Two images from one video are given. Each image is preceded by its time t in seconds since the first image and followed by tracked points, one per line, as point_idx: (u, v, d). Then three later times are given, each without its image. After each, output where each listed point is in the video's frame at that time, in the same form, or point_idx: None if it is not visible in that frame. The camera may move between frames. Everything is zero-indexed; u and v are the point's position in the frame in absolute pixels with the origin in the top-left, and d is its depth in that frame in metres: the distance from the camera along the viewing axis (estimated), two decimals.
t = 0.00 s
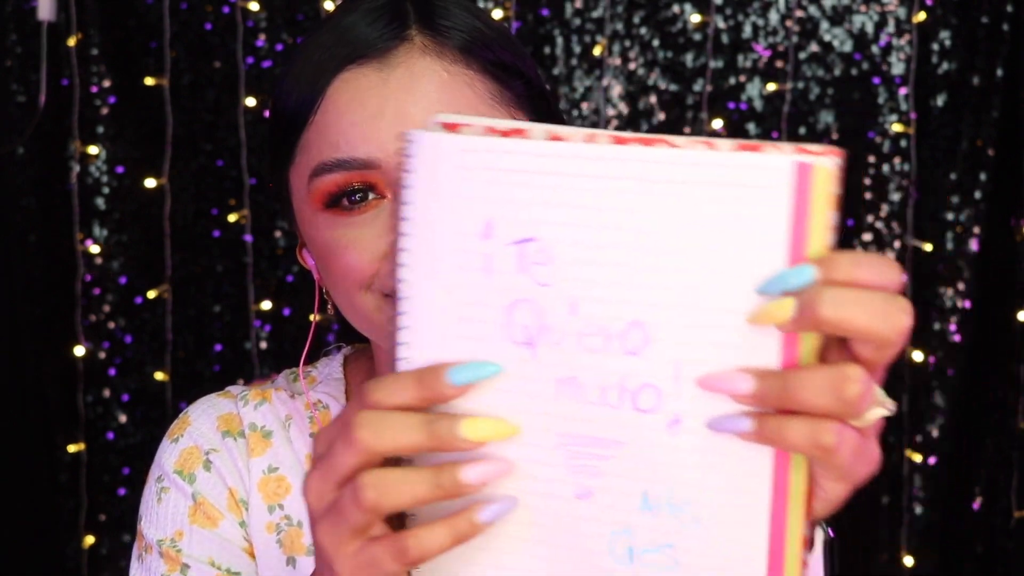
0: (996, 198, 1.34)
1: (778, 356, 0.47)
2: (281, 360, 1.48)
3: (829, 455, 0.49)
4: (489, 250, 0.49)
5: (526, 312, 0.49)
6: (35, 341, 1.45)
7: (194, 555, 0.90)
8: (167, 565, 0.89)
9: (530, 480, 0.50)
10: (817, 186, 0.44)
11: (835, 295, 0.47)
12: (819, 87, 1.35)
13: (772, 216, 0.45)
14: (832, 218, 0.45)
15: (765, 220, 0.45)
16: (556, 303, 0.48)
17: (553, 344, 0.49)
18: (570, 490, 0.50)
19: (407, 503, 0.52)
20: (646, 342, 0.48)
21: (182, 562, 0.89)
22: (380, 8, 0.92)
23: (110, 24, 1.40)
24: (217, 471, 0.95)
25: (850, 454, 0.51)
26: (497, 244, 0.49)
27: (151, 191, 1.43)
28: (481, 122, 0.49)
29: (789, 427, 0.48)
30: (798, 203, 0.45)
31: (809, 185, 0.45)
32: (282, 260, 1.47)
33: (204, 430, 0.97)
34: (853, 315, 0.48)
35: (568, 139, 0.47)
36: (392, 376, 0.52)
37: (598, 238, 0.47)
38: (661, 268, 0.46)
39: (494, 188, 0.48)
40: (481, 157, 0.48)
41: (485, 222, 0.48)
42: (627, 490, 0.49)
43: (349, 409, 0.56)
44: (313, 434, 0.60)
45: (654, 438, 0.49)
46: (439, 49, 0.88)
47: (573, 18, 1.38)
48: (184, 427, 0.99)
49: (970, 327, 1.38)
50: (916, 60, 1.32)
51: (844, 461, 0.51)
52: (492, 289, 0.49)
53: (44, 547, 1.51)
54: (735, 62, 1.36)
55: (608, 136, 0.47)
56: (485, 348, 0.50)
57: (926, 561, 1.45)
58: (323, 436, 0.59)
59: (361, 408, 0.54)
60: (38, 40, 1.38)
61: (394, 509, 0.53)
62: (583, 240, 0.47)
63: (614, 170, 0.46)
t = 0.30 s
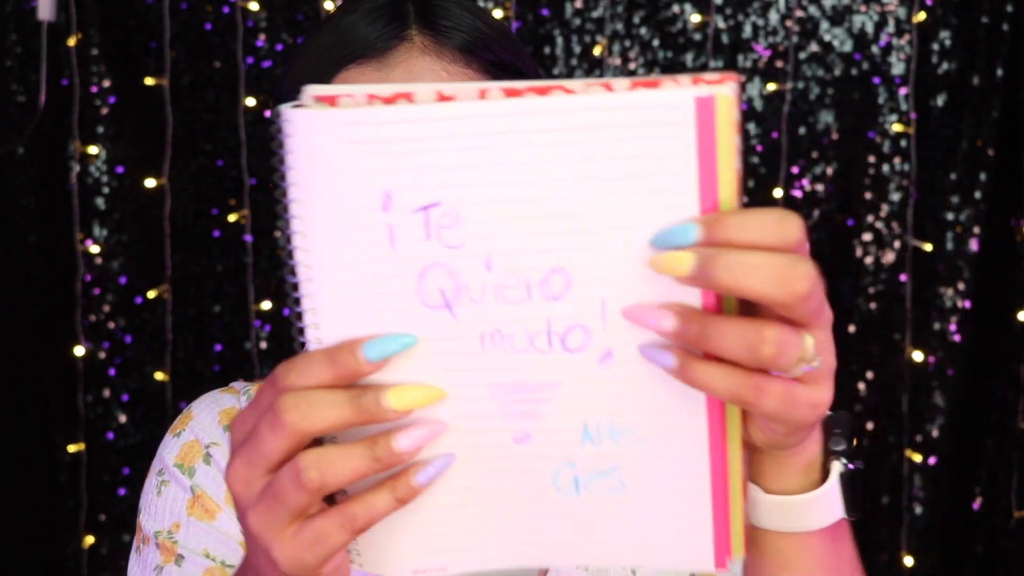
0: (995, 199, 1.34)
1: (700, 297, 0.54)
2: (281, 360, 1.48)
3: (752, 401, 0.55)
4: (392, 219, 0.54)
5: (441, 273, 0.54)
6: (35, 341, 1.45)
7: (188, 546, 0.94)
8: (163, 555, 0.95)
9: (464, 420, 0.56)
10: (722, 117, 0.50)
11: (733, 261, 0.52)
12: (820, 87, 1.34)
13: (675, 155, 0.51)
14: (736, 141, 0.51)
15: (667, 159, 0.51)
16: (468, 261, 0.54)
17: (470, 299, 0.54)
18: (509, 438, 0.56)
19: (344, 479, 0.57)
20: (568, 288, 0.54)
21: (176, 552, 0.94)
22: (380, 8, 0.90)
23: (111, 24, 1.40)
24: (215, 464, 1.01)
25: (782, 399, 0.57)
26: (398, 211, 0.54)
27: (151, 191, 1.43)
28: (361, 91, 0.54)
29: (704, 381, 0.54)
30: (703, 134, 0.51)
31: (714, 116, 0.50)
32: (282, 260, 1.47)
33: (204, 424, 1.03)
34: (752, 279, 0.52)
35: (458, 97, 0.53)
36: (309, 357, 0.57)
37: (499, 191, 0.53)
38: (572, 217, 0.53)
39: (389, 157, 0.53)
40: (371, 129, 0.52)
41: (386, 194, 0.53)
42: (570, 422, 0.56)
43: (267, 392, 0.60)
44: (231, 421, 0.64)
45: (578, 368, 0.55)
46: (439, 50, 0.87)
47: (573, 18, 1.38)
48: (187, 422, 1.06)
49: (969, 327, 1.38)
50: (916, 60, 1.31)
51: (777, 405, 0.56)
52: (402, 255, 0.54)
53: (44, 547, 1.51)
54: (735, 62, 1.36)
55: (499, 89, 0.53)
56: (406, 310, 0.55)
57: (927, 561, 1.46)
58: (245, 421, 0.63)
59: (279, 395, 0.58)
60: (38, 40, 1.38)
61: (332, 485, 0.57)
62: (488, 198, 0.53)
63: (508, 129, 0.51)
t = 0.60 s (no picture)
0: (995, 199, 1.34)
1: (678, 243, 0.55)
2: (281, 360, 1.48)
3: (595, 401, 0.56)
4: (375, 198, 0.50)
5: (429, 242, 0.52)
6: (35, 341, 1.45)
7: (196, 539, 0.99)
8: (171, 547, 0.99)
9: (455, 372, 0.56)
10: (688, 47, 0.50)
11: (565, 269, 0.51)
12: (820, 87, 1.34)
13: (651, 89, 0.50)
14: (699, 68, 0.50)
15: (644, 95, 0.50)
16: (456, 226, 0.51)
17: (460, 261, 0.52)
18: (505, 381, 0.57)
19: (365, 463, 0.55)
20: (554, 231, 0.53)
21: (185, 544, 0.98)
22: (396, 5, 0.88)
23: (110, 24, 1.39)
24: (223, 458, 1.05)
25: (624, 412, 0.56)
26: (382, 189, 0.50)
27: (151, 191, 1.44)
28: (321, 74, 0.49)
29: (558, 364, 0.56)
30: (675, 66, 0.49)
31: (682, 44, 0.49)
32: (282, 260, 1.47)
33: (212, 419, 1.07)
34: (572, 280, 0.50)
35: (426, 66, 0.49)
36: (304, 347, 0.53)
37: (483, 155, 0.50)
38: (556, 169, 0.51)
39: (364, 138, 0.48)
40: (343, 112, 0.48)
41: (366, 173, 0.49)
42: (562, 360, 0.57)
43: (260, 391, 0.57)
44: (219, 429, 0.60)
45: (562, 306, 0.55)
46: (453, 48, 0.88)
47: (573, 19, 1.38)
48: (194, 417, 1.09)
49: (969, 327, 1.38)
50: (916, 60, 1.31)
51: (615, 416, 0.56)
52: (390, 233, 0.51)
53: (44, 547, 1.51)
54: (735, 62, 1.35)
55: (467, 49, 0.49)
56: (396, 284, 0.52)
57: (927, 560, 1.46)
58: (240, 427, 0.59)
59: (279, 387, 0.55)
60: (38, 40, 1.38)
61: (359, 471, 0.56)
62: (473, 164, 0.50)
63: (486, 91, 0.48)
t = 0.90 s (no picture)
0: (996, 199, 1.34)
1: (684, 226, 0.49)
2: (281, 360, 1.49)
3: (496, 399, 0.51)
4: (355, 186, 0.46)
5: (413, 225, 0.47)
6: (35, 341, 1.45)
7: (207, 533, 1.00)
8: (181, 541, 1.00)
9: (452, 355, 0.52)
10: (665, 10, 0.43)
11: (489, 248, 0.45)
12: (819, 87, 1.35)
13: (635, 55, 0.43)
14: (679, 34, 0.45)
15: (629, 60, 0.43)
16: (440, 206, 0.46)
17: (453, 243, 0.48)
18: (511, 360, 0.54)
19: (373, 453, 0.52)
20: (542, 204, 0.47)
21: (195, 538, 0.99)
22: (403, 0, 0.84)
23: (110, 24, 1.39)
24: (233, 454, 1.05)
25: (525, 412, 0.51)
26: (360, 176, 0.45)
27: (151, 191, 1.44)
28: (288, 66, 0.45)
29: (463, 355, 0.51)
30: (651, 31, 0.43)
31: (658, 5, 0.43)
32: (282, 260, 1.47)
33: (221, 416, 1.07)
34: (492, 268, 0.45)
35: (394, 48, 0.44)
36: (296, 339, 0.50)
37: (462, 133, 0.44)
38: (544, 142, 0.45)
39: (335, 126, 0.44)
40: (310, 104, 0.43)
41: (342, 161, 0.45)
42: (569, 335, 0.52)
43: (258, 388, 0.54)
44: (227, 427, 0.57)
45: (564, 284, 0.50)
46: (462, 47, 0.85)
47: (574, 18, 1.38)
48: (202, 412, 1.09)
49: (969, 327, 1.38)
50: (916, 60, 1.31)
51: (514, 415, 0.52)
52: (373, 220, 0.46)
53: (44, 547, 1.52)
54: (735, 62, 1.35)
55: (433, 29, 0.44)
56: (380, 269, 0.48)
57: (927, 560, 1.46)
58: (245, 426, 0.56)
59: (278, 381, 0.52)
60: (38, 40, 1.37)
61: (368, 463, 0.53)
62: (452, 143, 0.44)
63: (457, 67, 0.42)
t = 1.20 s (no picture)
0: (996, 199, 1.34)
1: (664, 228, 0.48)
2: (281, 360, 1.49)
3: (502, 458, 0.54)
4: (325, 186, 0.45)
5: (386, 224, 0.46)
6: (35, 341, 1.45)
7: (205, 529, 1.00)
8: (179, 535, 1.01)
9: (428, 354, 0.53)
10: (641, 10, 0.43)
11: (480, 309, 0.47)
12: (820, 87, 1.35)
13: (610, 56, 0.42)
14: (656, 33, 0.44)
15: (605, 60, 0.42)
16: (412, 205, 0.46)
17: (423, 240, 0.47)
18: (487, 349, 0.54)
19: (342, 444, 0.53)
20: (517, 203, 0.46)
21: (193, 534, 1.00)
22: None
23: (110, 24, 1.39)
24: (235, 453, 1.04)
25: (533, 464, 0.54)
26: (331, 176, 0.45)
27: (151, 191, 1.44)
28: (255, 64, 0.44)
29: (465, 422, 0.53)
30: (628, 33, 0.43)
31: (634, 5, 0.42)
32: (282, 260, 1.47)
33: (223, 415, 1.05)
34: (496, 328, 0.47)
35: (363, 48, 0.43)
36: (266, 333, 0.50)
37: (434, 134, 0.44)
38: (517, 143, 0.44)
39: (303, 128, 0.43)
40: (278, 106, 0.42)
41: (311, 162, 0.44)
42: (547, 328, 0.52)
43: (229, 379, 0.54)
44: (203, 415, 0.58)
45: (540, 279, 0.50)
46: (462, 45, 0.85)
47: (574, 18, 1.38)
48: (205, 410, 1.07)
49: (969, 327, 1.38)
50: (916, 60, 1.31)
51: (524, 467, 0.54)
52: (344, 220, 0.46)
53: (44, 547, 1.52)
54: (735, 62, 1.35)
55: (402, 28, 0.43)
56: (355, 266, 0.48)
57: (927, 560, 1.46)
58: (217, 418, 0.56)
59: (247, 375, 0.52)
60: (39, 40, 1.37)
61: (334, 454, 0.53)
62: (424, 145, 0.44)
63: (428, 69, 0.42)
